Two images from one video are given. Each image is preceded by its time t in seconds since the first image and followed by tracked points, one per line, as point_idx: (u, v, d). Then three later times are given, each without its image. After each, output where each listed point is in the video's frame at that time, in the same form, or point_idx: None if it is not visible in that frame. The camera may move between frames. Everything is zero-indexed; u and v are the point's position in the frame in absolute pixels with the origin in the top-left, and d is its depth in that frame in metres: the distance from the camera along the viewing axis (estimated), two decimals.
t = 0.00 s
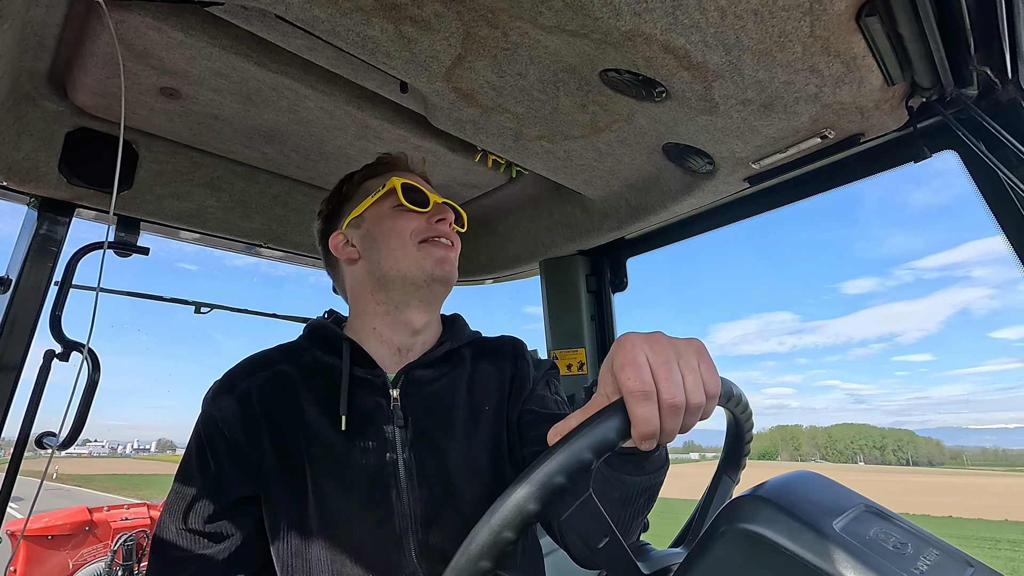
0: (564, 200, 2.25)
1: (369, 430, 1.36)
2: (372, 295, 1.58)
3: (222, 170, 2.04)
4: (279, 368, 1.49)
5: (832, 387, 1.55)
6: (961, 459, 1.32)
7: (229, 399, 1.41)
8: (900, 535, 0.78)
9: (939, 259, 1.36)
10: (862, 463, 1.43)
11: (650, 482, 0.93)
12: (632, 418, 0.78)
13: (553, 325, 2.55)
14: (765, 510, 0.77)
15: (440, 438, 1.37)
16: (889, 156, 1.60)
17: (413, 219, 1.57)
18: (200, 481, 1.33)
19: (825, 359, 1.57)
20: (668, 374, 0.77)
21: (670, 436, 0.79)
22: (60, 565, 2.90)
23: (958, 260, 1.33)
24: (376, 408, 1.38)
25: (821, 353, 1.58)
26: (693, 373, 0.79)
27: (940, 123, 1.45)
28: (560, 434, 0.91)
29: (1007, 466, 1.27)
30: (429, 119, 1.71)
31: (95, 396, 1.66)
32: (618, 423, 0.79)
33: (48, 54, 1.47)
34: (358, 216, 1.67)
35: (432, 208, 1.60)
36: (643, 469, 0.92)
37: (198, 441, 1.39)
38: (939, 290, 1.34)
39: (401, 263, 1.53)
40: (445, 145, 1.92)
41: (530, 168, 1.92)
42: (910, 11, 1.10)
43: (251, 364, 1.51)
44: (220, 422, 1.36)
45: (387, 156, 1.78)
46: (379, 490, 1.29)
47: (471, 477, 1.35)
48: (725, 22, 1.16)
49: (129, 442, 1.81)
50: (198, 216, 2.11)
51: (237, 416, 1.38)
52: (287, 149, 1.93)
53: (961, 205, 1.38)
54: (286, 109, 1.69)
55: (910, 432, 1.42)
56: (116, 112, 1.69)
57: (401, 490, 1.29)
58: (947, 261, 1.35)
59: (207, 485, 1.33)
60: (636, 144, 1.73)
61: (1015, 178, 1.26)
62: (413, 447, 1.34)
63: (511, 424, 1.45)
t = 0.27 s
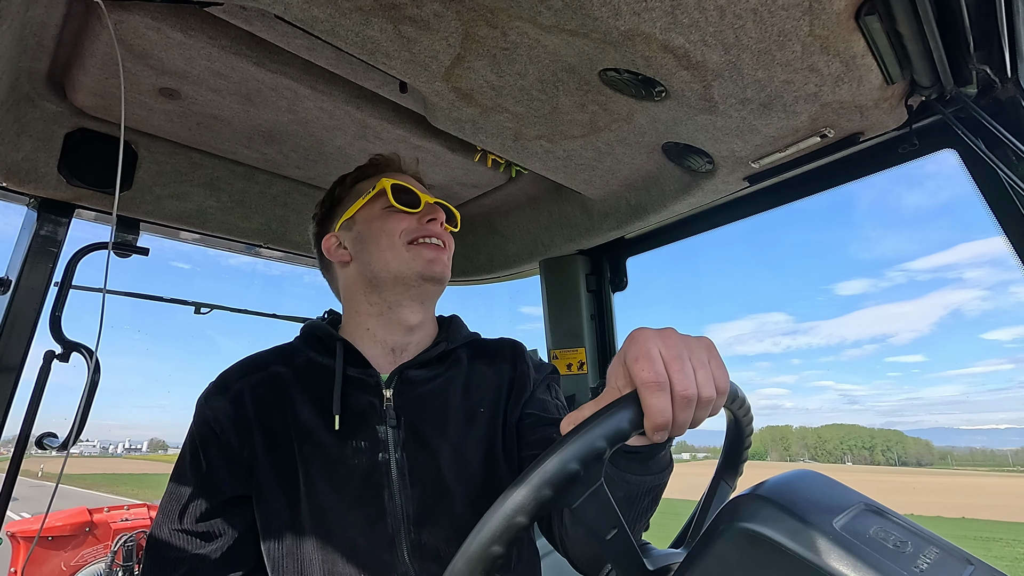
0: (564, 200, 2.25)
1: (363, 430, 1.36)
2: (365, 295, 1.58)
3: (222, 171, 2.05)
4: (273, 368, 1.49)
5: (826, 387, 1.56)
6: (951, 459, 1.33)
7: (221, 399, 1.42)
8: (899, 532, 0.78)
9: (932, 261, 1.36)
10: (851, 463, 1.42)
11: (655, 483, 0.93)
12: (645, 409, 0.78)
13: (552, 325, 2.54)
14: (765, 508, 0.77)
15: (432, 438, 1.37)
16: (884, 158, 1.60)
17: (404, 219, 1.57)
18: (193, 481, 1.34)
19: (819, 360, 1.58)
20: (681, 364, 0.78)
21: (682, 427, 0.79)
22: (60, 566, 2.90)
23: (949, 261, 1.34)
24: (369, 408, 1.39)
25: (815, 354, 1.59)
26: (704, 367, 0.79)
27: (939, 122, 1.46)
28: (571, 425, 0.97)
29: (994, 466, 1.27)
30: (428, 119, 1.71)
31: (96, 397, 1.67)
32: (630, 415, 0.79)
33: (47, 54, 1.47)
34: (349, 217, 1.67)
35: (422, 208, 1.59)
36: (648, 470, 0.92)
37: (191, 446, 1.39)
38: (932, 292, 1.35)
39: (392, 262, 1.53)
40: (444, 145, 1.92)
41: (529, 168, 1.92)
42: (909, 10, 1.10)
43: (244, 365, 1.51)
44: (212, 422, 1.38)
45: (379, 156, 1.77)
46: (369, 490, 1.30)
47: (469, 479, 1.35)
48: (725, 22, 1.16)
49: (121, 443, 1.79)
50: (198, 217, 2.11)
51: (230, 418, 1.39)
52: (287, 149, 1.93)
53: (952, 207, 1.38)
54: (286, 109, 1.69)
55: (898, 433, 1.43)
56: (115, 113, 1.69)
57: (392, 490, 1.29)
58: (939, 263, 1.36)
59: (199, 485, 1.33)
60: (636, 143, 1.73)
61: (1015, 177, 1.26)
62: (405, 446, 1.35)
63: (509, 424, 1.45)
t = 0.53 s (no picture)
0: (563, 197, 2.25)
1: (365, 428, 1.36)
2: (369, 292, 1.58)
3: (221, 167, 2.04)
4: (274, 365, 1.49)
5: (821, 388, 1.57)
6: (946, 460, 1.32)
7: (222, 395, 1.41)
8: (897, 530, 0.78)
9: (926, 263, 1.37)
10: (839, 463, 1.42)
11: (664, 479, 0.92)
12: (651, 403, 0.78)
13: (552, 322, 2.55)
14: (764, 505, 0.78)
15: (434, 436, 1.37)
16: (886, 154, 1.59)
17: (409, 214, 1.56)
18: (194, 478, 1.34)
19: (813, 361, 1.59)
20: (685, 360, 0.78)
21: (686, 422, 0.79)
22: (59, 564, 2.92)
23: (943, 264, 1.33)
24: (371, 407, 1.38)
25: (810, 355, 1.60)
26: (709, 363, 0.79)
27: (940, 119, 1.45)
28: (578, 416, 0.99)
29: (983, 467, 1.27)
30: (427, 115, 1.70)
31: (93, 395, 1.67)
32: (637, 408, 0.80)
33: (44, 50, 1.46)
34: (353, 212, 1.67)
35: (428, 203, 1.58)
36: (660, 467, 0.91)
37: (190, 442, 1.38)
38: (926, 293, 1.36)
39: (397, 260, 1.52)
40: (443, 142, 1.92)
41: (528, 165, 1.91)
42: (908, 7, 1.10)
43: (246, 362, 1.51)
44: (213, 419, 1.37)
45: (384, 144, 1.76)
46: (372, 489, 1.30)
47: (468, 478, 1.35)
48: (724, 19, 1.16)
49: (113, 443, 1.79)
50: (196, 214, 2.10)
51: (231, 415, 1.38)
52: (285, 146, 1.92)
53: (946, 209, 1.38)
54: (284, 106, 1.69)
55: (887, 433, 1.45)
56: (113, 109, 1.68)
57: (395, 490, 1.29)
58: (933, 264, 1.36)
59: (200, 482, 1.33)
60: (635, 141, 1.73)
61: (1013, 174, 1.26)
62: (408, 445, 1.35)
63: (513, 421, 1.45)
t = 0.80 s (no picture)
0: (562, 199, 2.25)
1: (359, 436, 1.35)
2: (367, 294, 1.58)
3: (220, 170, 2.04)
4: (265, 368, 1.48)
5: (817, 388, 1.57)
6: (938, 460, 1.34)
7: (211, 400, 1.39)
8: (896, 533, 0.78)
9: (922, 263, 1.37)
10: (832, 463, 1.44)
11: (668, 485, 0.93)
12: (652, 405, 0.78)
13: (551, 325, 2.55)
14: (763, 509, 0.78)
15: (432, 445, 1.37)
16: (885, 156, 1.59)
17: (410, 216, 1.55)
18: (184, 484, 1.32)
19: (810, 361, 1.59)
20: (686, 361, 0.78)
21: (687, 424, 0.79)
22: (51, 568, 2.85)
23: (939, 264, 1.34)
24: (366, 412, 1.38)
25: (806, 355, 1.60)
26: (709, 365, 0.79)
27: (937, 122, 1.45)
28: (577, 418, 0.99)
29: (974, 467, 1.28)
30: (426, 118, 1.71)
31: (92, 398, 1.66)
32: (638, 409, 0.79)
33: (44, 53, 1.46)
34: (351, 209, 1.67)
35: (429, 205, 1.57)
36: (661, 475, 0.92)
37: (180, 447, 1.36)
38: (922, 294, 1.36)
39: (396, 263, 1.51)
40: (442, 145, 1.92)
41: (527, 168, 1.92)
42: (906, 10, 1.11)
43: (235, 364, 1.50)
44: (201, 424, 1.35)
45: (384, 133, 1.74)
46: (366, 497, 1.29)
47: (463, 485, 1.35)
48: (723, 22, 1.16)
49: (108, 442, 1.77)
50: (195, 216, 2.10)
51: (223, 418, 1.37)
52: (284, 149, 1.92)
53: (942, 209, 1.39)
54: (284, 109, 1.69)
55: (880, 433, 1.46)
56: (112, 112, 1.68)
57: (390, 500, 1.28)
58: (929, 265, 1.36)
59: (193, 486, 1.31)
60: (633, 143, 1.74)
61: (1012, 178, 1.27)
62: (404, 454, 1.34)
63: (513, 428, 1.46)
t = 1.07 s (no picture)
0: (561, 198, 2.25)
1: (361, 439, 1.35)
2: (366, 299, 1.57)
3: (219, 168, 2.03)
4: (267, 368, 1.48)
5: (815, 388, 1.57)
6: (932, 460, 1.35)
7: (212, 400, 1.39)
8: (894, 531, 0.78)
9: (919, 264, 1.37)
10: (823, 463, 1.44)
11: (667, 485, 0.93)
12: (651, 403, 0.79)
13: (551, 325, 2.55)
14: (762, 507, 0.78)
15: (434, 446, 1.37)
16: (884, 155, 1.59)
17: (410, 224, 1.54)
18: (181, 485, 1.31)
19: (807, 361, 1.59)
20: (685, 360, 0.78)
21: (686, 422, 0.79)
22: (54, 565, 2.87)
23: (937, 264, 1.34)
24: (368, 414, 1.38)
25: (803, 355, 1.60)
26: (707, 363, 0.79)
27: (936, 122, 1.46)
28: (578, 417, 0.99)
29: (968, 466, 1.29)
30: (425, 117, 1.70)
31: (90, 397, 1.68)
32: (637, 408, 0.80)
33: (42, 51, 1.46)
34: (349, 214, 1.66)
35: (429, 210, 1.57)
36: (660, 473, 0.92)
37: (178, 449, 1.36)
38: (919, 294, 1.36)
39: (395, 271, 1.50)
40: (442, 144, 1.92)
41: (527, 167, 1.91)
42: (906, 10, 1.11)
43: (237, 364, 1.50)
44: (201, 425, 1.34)
45: (385, 135, 1.74)
46: (370, 499, 1.28)
47: (460, 485, 1.35)
48: (722, 21, 1.16)
49: (105, 442, 1.76)
50: (194, 215, 2.10)
51: (222, 419, 1.36)
52: (283, 147, 1.92)
53: (939, 210, 1.39)
54: (283, 107, 1.69)
55: (875, 432, 1.46)
56: (110, 110, 1.68)
57: (393, 502, 1.28)
58: (926, 265, 1.36)
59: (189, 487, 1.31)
60: (633, 143, 1.74)
61: (1011, 177, 1.27)
62: (407, 456, 1.34)
63: (514, 432, 1.46)
